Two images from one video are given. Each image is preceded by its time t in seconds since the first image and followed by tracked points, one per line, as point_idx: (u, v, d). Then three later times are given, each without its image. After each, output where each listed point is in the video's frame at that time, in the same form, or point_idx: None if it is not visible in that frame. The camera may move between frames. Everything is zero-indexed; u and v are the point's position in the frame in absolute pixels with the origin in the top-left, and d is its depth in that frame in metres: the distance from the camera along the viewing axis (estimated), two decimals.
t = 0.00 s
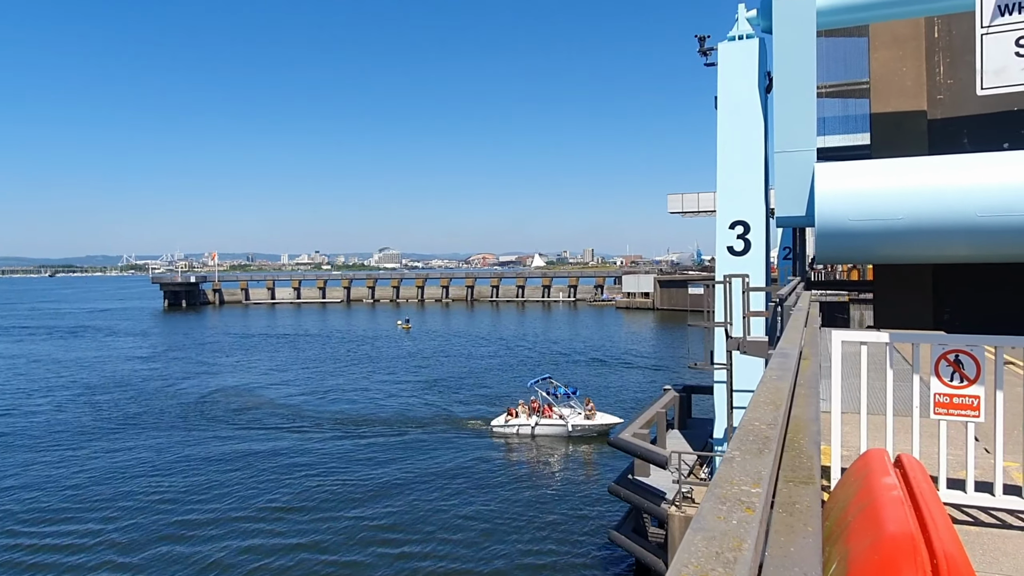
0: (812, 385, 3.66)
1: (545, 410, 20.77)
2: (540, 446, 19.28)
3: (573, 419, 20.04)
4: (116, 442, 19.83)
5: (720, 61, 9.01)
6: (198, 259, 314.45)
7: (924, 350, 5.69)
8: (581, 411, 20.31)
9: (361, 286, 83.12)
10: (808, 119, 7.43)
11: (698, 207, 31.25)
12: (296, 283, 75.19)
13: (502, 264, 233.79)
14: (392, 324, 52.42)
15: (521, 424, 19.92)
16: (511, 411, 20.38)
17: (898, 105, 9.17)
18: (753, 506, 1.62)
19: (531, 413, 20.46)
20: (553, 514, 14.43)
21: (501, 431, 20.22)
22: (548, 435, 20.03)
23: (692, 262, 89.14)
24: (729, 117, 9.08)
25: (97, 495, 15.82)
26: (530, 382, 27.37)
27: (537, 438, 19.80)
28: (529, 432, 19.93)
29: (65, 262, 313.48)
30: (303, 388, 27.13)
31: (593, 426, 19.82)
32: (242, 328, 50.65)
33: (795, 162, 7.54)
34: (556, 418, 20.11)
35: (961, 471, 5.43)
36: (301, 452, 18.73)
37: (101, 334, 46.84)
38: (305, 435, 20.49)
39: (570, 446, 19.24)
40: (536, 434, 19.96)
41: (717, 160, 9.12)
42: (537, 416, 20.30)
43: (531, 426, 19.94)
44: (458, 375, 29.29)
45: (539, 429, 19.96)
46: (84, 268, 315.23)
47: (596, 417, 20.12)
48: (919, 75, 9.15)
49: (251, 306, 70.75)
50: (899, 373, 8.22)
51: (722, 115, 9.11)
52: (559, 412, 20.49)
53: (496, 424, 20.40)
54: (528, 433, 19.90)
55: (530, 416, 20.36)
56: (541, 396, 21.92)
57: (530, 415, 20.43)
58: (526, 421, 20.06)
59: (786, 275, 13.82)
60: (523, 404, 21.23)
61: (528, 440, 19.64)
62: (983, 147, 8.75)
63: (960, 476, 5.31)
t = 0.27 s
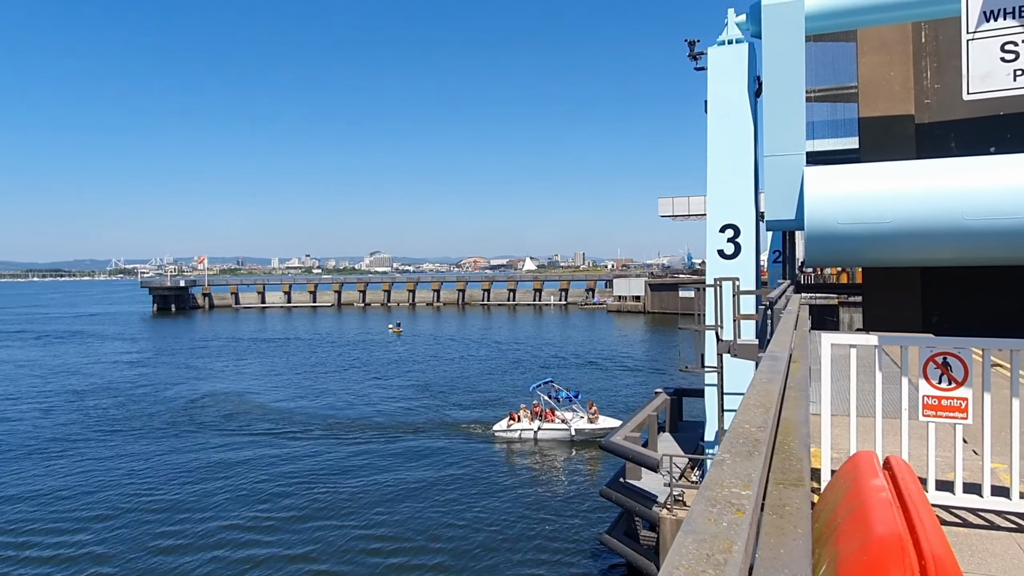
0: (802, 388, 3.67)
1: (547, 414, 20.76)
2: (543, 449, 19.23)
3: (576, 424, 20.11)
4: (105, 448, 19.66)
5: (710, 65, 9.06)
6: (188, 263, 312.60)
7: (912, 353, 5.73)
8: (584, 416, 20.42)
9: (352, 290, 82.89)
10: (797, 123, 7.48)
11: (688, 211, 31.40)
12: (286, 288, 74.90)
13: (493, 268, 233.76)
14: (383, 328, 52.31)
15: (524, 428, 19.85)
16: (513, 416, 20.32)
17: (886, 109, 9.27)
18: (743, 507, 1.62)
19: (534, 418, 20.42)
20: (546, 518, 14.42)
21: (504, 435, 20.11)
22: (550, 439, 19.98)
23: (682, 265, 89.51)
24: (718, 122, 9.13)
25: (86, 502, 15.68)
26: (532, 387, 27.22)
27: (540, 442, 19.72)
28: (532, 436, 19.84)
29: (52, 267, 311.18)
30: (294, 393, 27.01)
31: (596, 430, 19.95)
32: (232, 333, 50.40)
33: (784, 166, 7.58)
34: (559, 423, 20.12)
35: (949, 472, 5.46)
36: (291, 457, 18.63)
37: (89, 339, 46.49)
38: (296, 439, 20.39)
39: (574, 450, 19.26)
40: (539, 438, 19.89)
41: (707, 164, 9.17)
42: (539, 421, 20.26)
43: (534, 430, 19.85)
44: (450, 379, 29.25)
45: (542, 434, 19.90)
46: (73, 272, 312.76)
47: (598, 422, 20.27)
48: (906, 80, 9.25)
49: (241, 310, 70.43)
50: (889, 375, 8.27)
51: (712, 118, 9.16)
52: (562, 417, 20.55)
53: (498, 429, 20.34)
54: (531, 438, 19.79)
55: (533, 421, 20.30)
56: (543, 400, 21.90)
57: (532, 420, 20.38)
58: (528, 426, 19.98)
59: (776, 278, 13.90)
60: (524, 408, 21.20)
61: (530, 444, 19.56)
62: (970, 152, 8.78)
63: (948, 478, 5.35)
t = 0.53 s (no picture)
0: (793, 387, 3.68)
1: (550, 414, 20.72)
2: (546, 449, 19.20)
3: (579, 424, 20.09)
4: (93, 448, 19.52)
5: (702, 65, 9.08)
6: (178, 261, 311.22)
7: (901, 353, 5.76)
8: (586, 416, 20.41)
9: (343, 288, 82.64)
10: (789, 124, 7.51)
11: (679, 211, 31.51)
12: (277, 287, 74.51)
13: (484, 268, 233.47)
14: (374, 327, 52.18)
15: (526, 428, 19.81)
16: (516, 416, 20.28)
17: (876, 110, 9.34)
18: (737, 505, 1.62)
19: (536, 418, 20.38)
20: (538, 518, 14.44)
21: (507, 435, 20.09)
22: (553, 439, 19.93)
23: (673, 265, 89.75)
24: (711, 122, 9.15)
25: (73, 502, 15.56)
26: (533, 385, 27.10)
27: (543, 442, 19.70)
28: (534, 436, 19.81)
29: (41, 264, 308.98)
30: (284, 392, 26.89)
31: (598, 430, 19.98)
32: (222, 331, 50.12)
33: (776, 167, 7.60)
34: (562, 422, 20.09)
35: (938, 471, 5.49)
36: (282, 456, 18.56)
37: (77, 337, 46.11)
38: (286, 439, 20.31)
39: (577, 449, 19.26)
40: (542, 437, 19.85)
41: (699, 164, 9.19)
42: (542, 420, 20.22)
43: (536, 430, 19.81)
44: (441, 378, 29.22)
45: (544, 433, 19.88)
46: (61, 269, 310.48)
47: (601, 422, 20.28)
48: (896, 81, 9.31)
49: (231, 308, 70.10)
50: (878, 375, 8.32)
51: (704, 119, 9.18)
52: (564, 416, 20.53)
53: (500, 429, 20.35)
54: (533, 437, 19.78)
55: (535, 421, 20.25)
56: (545, 400, 21.89)
57: (534, 419, 20.33)
58: (531, 426, 19.94)
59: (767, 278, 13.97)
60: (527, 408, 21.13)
61: (532, 443, 19.52)
62: (960, 153, 8.83)
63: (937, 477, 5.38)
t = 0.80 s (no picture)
0: (782, 385, 3.69)
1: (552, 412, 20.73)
2: (546, 448, 19.22)
3: (580, 422, 20.09)
4: (79, 445, 19.36)
5: (694, 63, 9.09)
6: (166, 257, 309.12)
7: (890, 350, 5.78)
8: (588, 415, 20.41)
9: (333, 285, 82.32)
10: (779, 122, 7.53)
11: (670, 209, 31.61)
12: (266, 283, 74.13)
13: (475, 265, 233.39)
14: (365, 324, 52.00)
15: (528, 426, 19.82)
16: (518, 414, 20.27)
17: (865, 110, 9.35)
18: (727, 500, 1.62)
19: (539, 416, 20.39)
20: (528, 516, 14.45)
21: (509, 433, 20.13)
22: (555, 437, 20.03)
23: (664, 263, 90.09)
24: (702, 120, 9.17)
25: (59, 500, 15.43)
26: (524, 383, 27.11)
27: (545, 440, 19.73)
28: (536, 434, 19.85)
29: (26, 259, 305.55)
30: (274, 388, 26.77)
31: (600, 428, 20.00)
32: (211, 327, 49.82)
33: (767, 165, 7.61)
34: (564, 421, 20.10)
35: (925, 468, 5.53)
36: (271, 454, 18.48)
37: (64, 333, 45.70)
38: (275, 436, 20.22)
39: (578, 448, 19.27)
40: (543, 436, 19.90)
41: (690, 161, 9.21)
42: (544, 419, 20.23)
43: (537, 428, 19.85)
44: (431, 375, 29.19)
45: (546, 432, 19.91)
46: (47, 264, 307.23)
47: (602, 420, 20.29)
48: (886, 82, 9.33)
49: (220, 304, 69.73)
50: (867, 373, 8.38)
51: (695, 117, 9.20)
52: (565, 415, 20.51)
53: (501, 427, 20.36)
54: (535, 436, 19.82)
55: (537, 419, 20.26)
56: (547, 398, 21.87)
57: (536, 417, 20.34)
58: (533, 424, 19.96)
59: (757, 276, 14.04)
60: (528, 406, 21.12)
61: (533, 442, 19.53)
62: (949, 153, 8.89)
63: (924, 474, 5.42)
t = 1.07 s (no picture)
0: (770, 385, 3.70)
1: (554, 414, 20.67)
2: (547, 450, 19.17)
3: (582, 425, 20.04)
4: (66, 448, 19.17)
5: (684, 65, 9.11)
6: (155, 258, 307.02)
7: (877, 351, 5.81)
8: (589, 417, 20.36)
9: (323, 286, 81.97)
10: (769, 124, 7.57)
11: (661, 211, 31.70)
12: (255, 284, 73.79)
13: (466, 266, 233.29)
14: (355, 325, 51.82)
15: (530, 429, 19.77)
16: (519, 415, 20.22)
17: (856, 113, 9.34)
18: (714, 498, 1.62)
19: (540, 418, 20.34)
20: (519, 517, 14.43)
21: (510, 435, 20.05)
22: (556, 439, 19.96)
23: (655, 264, 90.41)
24: (691, 122, 9.20)
25: (45, 504, 15.28)
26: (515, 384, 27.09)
27: (546, 443, 19.69)
28: (537, 437, 19.80)
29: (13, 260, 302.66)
30: (263, 390, 26.62)
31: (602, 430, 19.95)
32: (200, 329, 49.50)
33: (756, 167, 7.64)
34: (565, 423, 20.05)
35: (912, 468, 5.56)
36: (260, 457, 18.38)
37: (50, 335, 45.26)
38: (264, 438, 20.10)
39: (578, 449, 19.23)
40: (544, 438, 19.86)
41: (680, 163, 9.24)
42: (545, 421, 20.18)
43: (539, 431, 19.80)
44: (422, 376, 29.12)
45: (547, 435, 19.86)
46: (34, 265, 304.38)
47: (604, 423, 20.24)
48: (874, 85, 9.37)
49: (209, 305, 69.31)
50: (855, 373, 8.43)
51: (685, 119, 9.23)
52: (566, 417, 20.45)
53: (501, 429, 20.29)
54: (536, 438, 19.77)
55: (538, 421, 20.21)
56: (548, 401, 21.82)
57: (538, 419, 20.29)
58: (534, 426, 19.90)
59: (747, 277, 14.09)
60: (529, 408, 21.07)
61: (535, 444, 19.47)
62: (935, 155, 9.05)
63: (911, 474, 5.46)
